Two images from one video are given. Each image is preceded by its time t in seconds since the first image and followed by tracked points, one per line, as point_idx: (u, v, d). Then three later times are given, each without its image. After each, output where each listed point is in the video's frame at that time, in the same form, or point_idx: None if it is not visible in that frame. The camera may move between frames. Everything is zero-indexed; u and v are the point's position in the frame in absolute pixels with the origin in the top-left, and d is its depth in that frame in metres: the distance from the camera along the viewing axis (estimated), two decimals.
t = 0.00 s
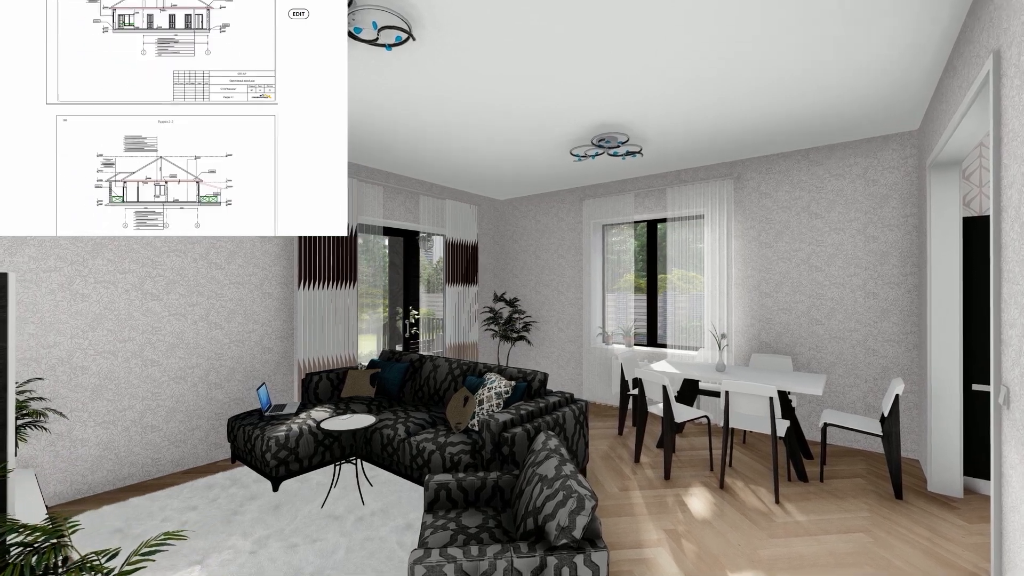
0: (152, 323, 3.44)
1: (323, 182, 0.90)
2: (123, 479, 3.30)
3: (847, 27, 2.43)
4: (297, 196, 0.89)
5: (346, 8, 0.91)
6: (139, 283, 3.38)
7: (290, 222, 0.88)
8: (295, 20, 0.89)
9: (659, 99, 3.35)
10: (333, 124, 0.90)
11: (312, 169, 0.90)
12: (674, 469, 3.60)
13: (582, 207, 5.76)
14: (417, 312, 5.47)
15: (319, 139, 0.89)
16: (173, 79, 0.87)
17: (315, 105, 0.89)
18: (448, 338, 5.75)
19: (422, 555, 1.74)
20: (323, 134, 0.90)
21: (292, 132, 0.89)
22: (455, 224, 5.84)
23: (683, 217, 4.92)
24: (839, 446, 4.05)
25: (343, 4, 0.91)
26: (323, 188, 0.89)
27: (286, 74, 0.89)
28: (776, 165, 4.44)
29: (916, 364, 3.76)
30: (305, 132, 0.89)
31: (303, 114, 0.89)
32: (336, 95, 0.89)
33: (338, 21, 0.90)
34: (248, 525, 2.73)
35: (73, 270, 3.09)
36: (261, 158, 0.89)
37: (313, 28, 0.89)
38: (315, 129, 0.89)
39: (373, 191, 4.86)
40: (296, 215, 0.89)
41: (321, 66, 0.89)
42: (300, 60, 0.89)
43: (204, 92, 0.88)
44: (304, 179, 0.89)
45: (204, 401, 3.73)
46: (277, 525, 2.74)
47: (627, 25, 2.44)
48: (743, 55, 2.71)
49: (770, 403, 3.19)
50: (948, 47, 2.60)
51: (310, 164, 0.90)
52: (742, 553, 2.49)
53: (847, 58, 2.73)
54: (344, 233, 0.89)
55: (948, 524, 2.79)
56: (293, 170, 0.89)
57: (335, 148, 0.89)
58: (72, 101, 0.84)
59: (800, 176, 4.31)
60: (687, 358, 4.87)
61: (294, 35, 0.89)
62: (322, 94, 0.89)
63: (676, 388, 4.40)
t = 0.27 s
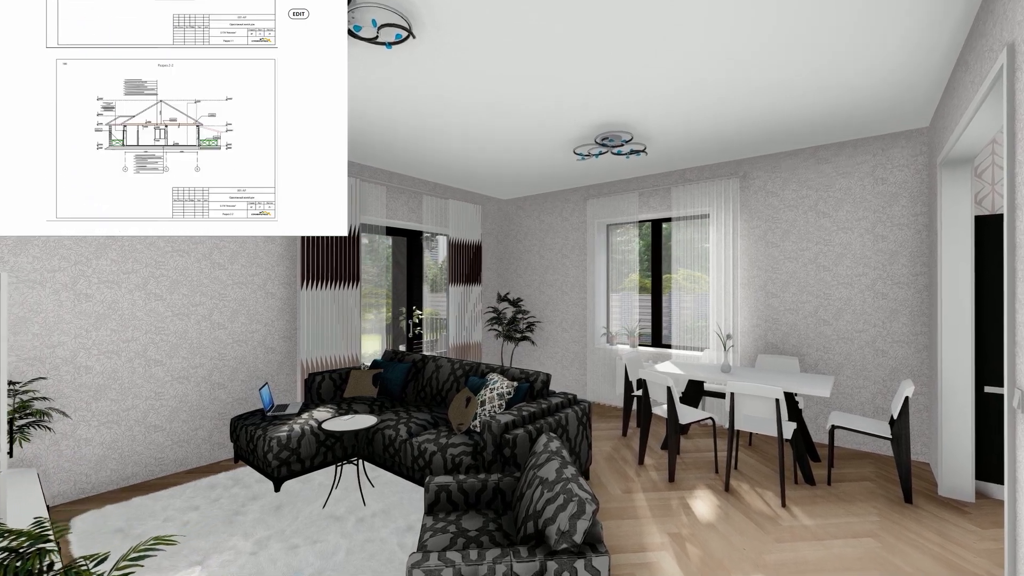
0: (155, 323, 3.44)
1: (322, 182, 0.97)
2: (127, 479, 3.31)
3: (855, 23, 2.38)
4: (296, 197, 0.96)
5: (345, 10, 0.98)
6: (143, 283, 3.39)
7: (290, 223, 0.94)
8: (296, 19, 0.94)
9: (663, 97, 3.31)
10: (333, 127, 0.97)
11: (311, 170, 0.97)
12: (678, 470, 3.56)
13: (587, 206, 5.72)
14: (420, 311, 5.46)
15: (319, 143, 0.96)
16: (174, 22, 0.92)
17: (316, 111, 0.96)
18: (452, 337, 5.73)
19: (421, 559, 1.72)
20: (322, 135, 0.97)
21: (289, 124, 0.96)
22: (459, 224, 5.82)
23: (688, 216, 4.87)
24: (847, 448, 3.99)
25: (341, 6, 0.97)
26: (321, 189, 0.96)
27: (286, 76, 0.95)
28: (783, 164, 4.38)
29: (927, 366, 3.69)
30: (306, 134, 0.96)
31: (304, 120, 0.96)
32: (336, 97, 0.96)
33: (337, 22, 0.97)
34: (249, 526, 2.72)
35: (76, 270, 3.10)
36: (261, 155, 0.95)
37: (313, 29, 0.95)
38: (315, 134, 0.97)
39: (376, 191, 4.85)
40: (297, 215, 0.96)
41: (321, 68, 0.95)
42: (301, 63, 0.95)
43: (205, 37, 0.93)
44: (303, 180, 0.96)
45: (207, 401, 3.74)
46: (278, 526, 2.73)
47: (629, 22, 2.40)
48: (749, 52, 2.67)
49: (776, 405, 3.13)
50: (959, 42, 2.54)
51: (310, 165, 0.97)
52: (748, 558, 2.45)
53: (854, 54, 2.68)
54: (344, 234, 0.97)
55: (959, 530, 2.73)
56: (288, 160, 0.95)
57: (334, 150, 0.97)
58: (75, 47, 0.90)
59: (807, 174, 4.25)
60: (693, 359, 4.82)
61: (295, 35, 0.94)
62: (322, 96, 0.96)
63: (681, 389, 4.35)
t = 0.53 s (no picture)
0: (159, 323, 3.45)
1: (323, 184, 1.06)
2: (131, 478, 3.32)
3: (864, 17, 2.32)
4: (296, 197, 1.05)
5: (344, 9, 1.07)
6: (147, 283, 3.40)
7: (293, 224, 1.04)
8: (296, 19, 1.04)
9: (668, 94, 3.27)
10: (333, 123, 1.06)
11: (311, 167, 1.06)
12: (683, 473, 3.51)
13: (591, 205, 5.67)
14: (424, 311, 5.44)
15: (319, 143, 1.05)
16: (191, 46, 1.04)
17: (316, 108, 1.05)
18: (456, 338, 5.71)
19: (419, 563, 1.69)
20: (322, 132, 1.05)
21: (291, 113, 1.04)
22: (462, 224, 5.80)
23: (694, 215, 4.81)
24: (856, 451, 3.92)
25: (340, 6, 1.06)
26: (322, 188, 1.05)
27: (287, 74, 1.04)
28: (790, 162, 4.31)
29: (938, 367, 3.61)
30: (306, 132, 1.04)
31: (307, 114, 1.05)
32: (337, 94, 1.05)
33: (337, 20, 1.06)
34: (250, 527, 2.71)
35: (81, 270, 3.11)
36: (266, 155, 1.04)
37: (312, 27, 1.04)
38: (315, 128, 1.05)
39: (379, 191, 4.84)
40: (296, 218, 1.05)
41: (322, 66, 1.04)
42: (301, 60, 1.04)
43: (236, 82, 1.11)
44: (303, 182, 1.05)
45: (211, 401, 3.74)
46: (280, 527, 2.72)
47: (632, 19, 2.37)
48: (755, 48, 2.62)
49: (783, 407, 3.08)
50: (972, 36, 2.48)
51: (310, 161, 1.06)
52: (754, 563, 2.40)
53: (863, 49, 2.62)
54: (345, 234, 1.07)
55: (973, 536, 2.66)
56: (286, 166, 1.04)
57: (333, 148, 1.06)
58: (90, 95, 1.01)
59: (815, 172, 4.18)
60: (698, 359, 4.76)
61: (295, 33, 1.04)
62: (321, 94, 1.05)
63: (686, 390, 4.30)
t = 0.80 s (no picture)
0: (163, 323, 3.46)
1: (322, 181, 1.08)
2: (135, 477, 3.33)
3: (874, 10, 2.26)
4: (297, 196, 1.07)
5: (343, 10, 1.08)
6: (151, 283, 3.41)
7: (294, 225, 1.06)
8: (296, 19, 1.05)
9: (673, 92, 3.22)
10: (332, 124, 1.08)
11: (312, 166, 1.08)
12: (689, 476, 3.45)
13: (597, 204, 5.62)
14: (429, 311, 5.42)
15: (319, 139, 1.07)
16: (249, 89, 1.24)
17: (315, 108, 1.07)
18: (460, 338, 5.68)
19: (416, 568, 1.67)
20: (322, 131, 1.08)
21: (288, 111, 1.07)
22: (467, 223, 5.78)
23: (700, 214, 4.75)
24: (867, 455, 3.84)
25: (339, 7, 1.08)
26: (321, 186, 1.07)
27: (287, 75, 1.06)
28: (799, 159, 4.24)
29: (953, 370, 3.52)
30: (306, 126, 1.07)
31: (305, 112, 1.07)
32: (336, 94, 1.07)
33: (336, 22, 1.07)
34: (251, 528, 2.71)
35: (86, 270, 3.13)
36: (264, 124, 1.06)
37: (312, 27, 1.06)
38: (315, 126, 1.08)
39: (383, 191, 4.83)
40: (298, 218, 1.07)
41: (321, 63, 1.06)
42: (301, 58, 1.06)
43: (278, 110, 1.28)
44: (303, 180, 1.07)
45: (215, 401, 3.75)
46: (281, 528, 2.71)
47: (635, 14, 2.33)
48: (761, 43, 2.57)
49: (791, 409, 3.01)
50: (988, 29, 2.40)
51: (310, 156, 1.08)
52: (761, 570, 2.35)
53: (873, 44, 2.56)
54: (344, 233, 1.10)
55: (988, 544, 2.58)
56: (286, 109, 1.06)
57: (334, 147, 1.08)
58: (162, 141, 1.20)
59: (825, 169, 4.10)
60: (705, 360, 4.70)
61: (295, 32, 1.05)
62: (321, 92, 1.07)
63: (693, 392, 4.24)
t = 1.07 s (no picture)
0: (168, 323, 3.47)
1: (324, 182, 0.98)
2: (140, 476, 3.35)
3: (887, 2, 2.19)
4: (297, 198, 0.97)
5: (345, 9, 0.98)
6: (156, 283, 3.42)
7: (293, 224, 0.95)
8: (295, 19, 0.95)
9: (679, 89, 3.16)
10: (333, 130, 0.98)
11: (313, 171, 0.98)
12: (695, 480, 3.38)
13: (603, 203, 5.56)
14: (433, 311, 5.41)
15: (321, 144, 0.97)
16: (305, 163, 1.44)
17: (316, 110, 0.97)
18: (465, 338, 5.66)
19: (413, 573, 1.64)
20: (324, 135, 0.98)
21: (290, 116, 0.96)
22: (471, 223, 5.75)
23: (708, 213, 4.68)
24: (880, 459, 3.74)
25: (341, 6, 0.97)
26: (322, 186, 0.97)
27: (288, 78, 0.96)
28: (810, 157, 4.15)
29: (969, 372, 3.42)
30: (307, 128, 0.96)
31: (305, 113, 0.97)
32: (337, 95, 0.97)
33: (336, 23, 0.97)
34: (253, 528, 2.70)
35: (91, 270, 3.15)
36: (262, 111, 0.96)
37: (312, 27, 0.96)
38: (316, 131, 0.97)
39: (387, 191, 4.82)
40: (296, 219, 0.97)
41: (322, 61, 0.96)
42: (301, 59, 0.96)
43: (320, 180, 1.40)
44: (303, 183, 0.97)
45: (219, 400, 3.75)
46: (282, 529, 2.70)
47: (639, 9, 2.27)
48: (769, 39, 2.50)
49: (801, 413, 2.94)
50: (1007, 21, 2.31)
51: (311, 158, 0.98)
52: None
53: (886, 39, 2.48)
54: (346, 235, 0.99)
55: (1007, 553, 2.49)
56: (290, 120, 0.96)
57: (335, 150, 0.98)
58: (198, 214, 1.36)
59: (837, 167, 4.00)
60: (713, 362, 4.63)
61: (295, 33, 0.95)
62: (322, 93, 0.97)
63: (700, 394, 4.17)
